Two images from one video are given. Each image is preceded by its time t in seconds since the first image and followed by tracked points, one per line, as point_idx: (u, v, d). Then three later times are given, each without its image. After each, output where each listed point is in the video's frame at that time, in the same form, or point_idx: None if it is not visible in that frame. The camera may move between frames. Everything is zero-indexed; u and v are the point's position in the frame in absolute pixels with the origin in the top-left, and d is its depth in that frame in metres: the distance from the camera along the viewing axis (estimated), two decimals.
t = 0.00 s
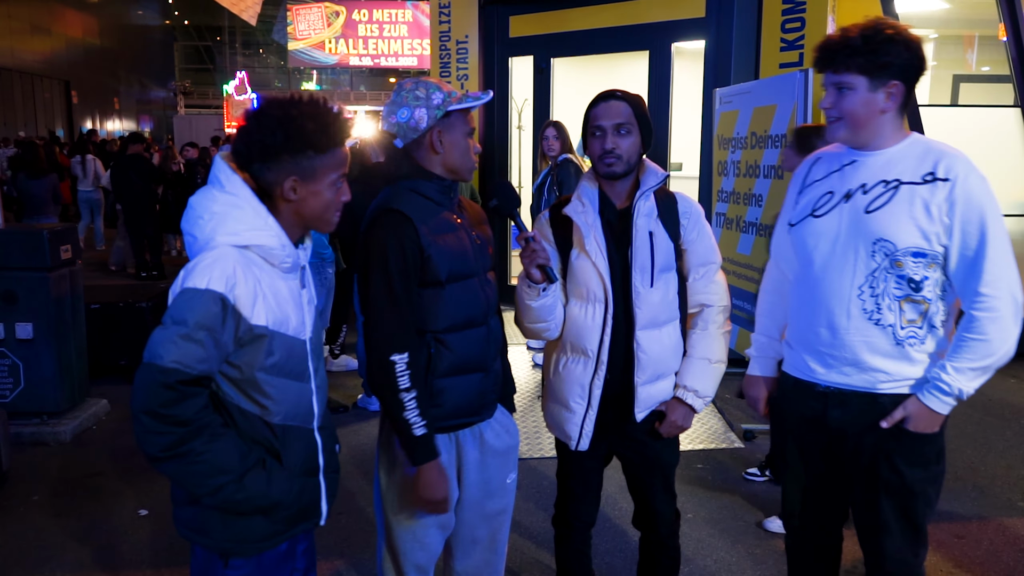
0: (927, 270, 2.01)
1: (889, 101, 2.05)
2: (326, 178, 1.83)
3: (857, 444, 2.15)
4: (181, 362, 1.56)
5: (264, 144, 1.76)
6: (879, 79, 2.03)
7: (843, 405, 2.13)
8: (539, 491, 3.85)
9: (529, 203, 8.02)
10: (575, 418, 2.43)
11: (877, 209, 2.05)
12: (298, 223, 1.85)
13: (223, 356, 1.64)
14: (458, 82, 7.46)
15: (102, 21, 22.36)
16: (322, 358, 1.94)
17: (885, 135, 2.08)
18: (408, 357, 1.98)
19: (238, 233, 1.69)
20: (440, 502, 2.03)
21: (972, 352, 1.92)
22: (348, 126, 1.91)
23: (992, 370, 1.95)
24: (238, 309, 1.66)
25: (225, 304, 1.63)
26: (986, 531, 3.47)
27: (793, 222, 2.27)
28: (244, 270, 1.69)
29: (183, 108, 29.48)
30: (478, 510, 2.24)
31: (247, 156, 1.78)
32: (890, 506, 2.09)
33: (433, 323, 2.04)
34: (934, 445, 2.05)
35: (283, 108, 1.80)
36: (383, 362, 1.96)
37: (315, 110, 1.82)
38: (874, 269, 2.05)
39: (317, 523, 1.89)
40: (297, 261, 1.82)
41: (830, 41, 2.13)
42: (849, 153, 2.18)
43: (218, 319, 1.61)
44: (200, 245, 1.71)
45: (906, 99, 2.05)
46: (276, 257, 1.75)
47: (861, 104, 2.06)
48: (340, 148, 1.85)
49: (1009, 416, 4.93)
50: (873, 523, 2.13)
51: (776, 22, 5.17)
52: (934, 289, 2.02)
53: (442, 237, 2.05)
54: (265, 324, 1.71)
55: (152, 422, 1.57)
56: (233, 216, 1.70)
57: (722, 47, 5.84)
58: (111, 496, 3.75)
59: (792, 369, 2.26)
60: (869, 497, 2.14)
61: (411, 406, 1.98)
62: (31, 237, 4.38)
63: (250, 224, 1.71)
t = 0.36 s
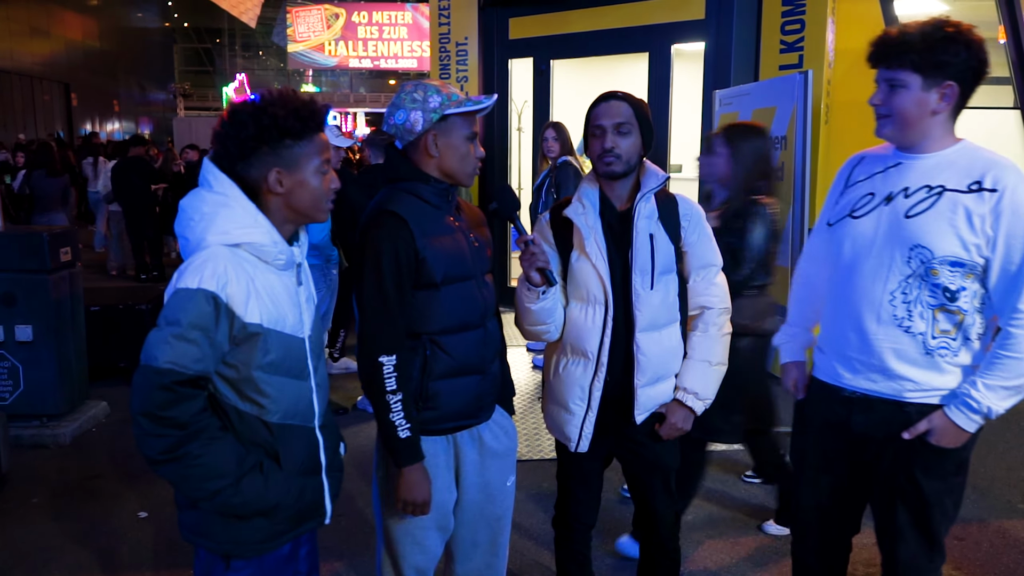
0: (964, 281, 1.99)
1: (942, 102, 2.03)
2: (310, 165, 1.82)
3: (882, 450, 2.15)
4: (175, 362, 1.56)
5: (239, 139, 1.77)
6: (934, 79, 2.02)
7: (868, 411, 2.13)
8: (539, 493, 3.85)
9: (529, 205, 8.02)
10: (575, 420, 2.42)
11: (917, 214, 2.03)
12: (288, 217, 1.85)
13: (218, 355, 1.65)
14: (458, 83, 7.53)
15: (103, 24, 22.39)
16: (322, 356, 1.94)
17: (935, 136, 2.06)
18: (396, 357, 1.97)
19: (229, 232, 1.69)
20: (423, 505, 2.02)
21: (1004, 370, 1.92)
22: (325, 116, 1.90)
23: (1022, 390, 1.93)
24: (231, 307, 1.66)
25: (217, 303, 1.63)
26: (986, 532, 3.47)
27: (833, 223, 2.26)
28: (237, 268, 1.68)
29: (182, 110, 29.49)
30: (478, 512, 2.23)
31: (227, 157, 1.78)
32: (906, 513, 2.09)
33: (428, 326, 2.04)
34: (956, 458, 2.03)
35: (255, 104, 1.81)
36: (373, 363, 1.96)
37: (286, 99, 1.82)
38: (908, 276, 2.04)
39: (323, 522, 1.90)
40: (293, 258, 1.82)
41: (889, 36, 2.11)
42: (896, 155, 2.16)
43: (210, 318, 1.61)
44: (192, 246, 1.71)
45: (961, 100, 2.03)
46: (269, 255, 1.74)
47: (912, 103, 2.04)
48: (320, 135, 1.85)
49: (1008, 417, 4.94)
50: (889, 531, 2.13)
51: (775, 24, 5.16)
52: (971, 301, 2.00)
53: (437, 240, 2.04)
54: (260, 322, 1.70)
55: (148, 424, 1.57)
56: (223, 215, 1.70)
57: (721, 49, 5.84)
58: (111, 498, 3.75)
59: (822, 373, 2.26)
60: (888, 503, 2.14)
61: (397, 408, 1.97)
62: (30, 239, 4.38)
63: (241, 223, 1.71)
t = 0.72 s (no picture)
0: (988, 287, 2.00)
1: (972, 103, 2.03)
2: (301, 166, 1.82)
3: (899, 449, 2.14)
4: (174, 360, 1.57)
5: (232, 139, 1.76)
6: (965, 78, 2.02)
7: (888, 411, 2.13)
8: (539, 492, 3.85)
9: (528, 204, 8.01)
10: (574, 419, 2.43)
11: (941, 219, 2.03)
12: (281, 216, 1.85)
13: (217, 353, 1.65)
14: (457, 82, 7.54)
15: (102, 23, 22.38)
16: (321, 352, 1.94)
17: (965, 136, 2.06)
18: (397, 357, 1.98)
19: (224, 229, 1.69)
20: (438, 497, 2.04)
21: None
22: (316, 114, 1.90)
23: None
24: (229, 304, 1.66)
25: (214, 300, 1.63)
26: (986, 532, 3.46)
27: (854, 223, 2.25)
28: (234, 265, 1.68)
29: (181, 108, 29.45)
30: (475, 513, 2.23)
31: (218, 157, 1.78)
32: (922, 512, 2.09)
33: (424, 325, 2.05)
34: (976, 459, 2.03)
35: (245, 104, 1.80)
36: (373, 362, 1.97)
37: (277, 100, 1.81)
38: (932, 281, 2.04)
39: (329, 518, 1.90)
40: (289, 254, 1.82)
41: (920, 33, 2.11)
42: (920, 155, 2.16)
43: (209, 315, 1.62)
44: (188, 245, 1.71)
45: (991, 100, 2.03)
46: (266, 251, 1.75)
47: (942, 102, 2.04)
48: (311, 136, 1.85)
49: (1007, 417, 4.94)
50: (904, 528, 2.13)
51: (774, 22, 5.16)
52: (994, 307, 2.01)
53: (433, 240, 2.05)
54: (258, 318, 1.71)
55: (149, 423, 1.57)
56: (218, 213, 1.70)
57: (721, 48, 5.82)
58: (111, 497, 3.74)
59: (844, 372, 2.25)
60: (904, 501, 2.14)
61: (401, 405, 1.98)
62: (30, 237, 4.37)
63: (236, 220, 1.71)
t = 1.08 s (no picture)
0: (915, 267, 2.16)
1: (887, 105, 2.25)
2: (255, 173, 1.80)
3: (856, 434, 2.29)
4: (149, 365, 1.57)
5: (198, 144, 1.83)
6: (879, 83, 2.23)
7: (844, 398, 2.28)
8: (543, 496, 3.84)
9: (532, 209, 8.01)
10: (578, 423, 2.42)
11: (865, 211, 2.23)
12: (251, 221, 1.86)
13: (195, 357, 1.66)
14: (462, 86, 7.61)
15: (108, 27, 22.46)
16: (320, 355, 1.95)
17: (879, 138, 2.28)
18: (386, 322, 1.93)
19: (200, 233, 1.69)
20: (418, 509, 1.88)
21: (957, 346, 2.06)
22: (301, 124, 1.93)
23: (981, 363, 2.07)
24: (204, 308, 1.67)
25: (188, 304, 1.64)
26: (992, 538, 3.45)
27: (792, 226, 2.47)
28: (209, 269, 1.69)
29: (187, 113, 29.53)
30: (481, 516, 2.23)
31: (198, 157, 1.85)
32: (887, 495, 2.20)
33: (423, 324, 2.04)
34: (926, 434, 2.15)
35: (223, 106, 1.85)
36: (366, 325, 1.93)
37: (248, 105, 1.83)
38: (864, 268, 2.23)
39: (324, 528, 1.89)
40: (275, 256, 1.81)
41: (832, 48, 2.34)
42: (842, 159, 2.38)
43: (183, 320, 1.62)
44: (172, 250, 1.74)
45: (900, 105, 2.26)
46: (244, 254, 1.74)
47: (860, 106, 2.26)
48: (277, 142, 1.83)
49: (1014, 423, 4.92)
50: (873, 513, 2.23)
51: (780, 28, 5.21)
52: (923, 285, 2.18)
53: (435, 237, 2.04)
54: (236, 322, 1.70)
55: (129, 428, 1.57)
56: (194, 218, 1.71)
57: (726, 53, 5.80)
58: (115, 501, 3.74)
59: (800, 364, 2.42)
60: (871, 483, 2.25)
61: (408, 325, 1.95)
62: (35, 241, 4.38)
63: (210, 223, 1.71)
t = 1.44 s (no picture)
0: (903, 266, 2.18)
1: (872, 106, 2.27)
2: (286, 175, 1.82)
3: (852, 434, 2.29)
4: (162, 368, 1.58)
5: (212, 146, 1.79)
6: (864, 85, 2.25)
7: (838, 397, 2.29)
8: (540, 496, 3.84)
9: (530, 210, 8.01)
10: (575, 424, 2.42)
11: (852, 212, 2.25)
12: (266, 222, 1.87)
13: (205, 358, 1.66)
14: (460, 87, 7.75)
15: (106, 27, 22.45)
16: (317, 354, 1.95)
17: (865, 140, 2.30)
18: (411, 325, 1.99)
19: (207, 235, 1.70)
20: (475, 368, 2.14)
21: (946, 345, 2.07)
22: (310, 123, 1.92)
23: (971, 362, 2.08)
24: (215, 310, 1.67)
25: (199, 306, 1.64)
26: (989, 538, 3.45)
27: (781, 228, 2.49)
28: (219, 271, 1.69)
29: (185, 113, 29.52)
30: (476, 514, 2.23)
31: (200, 163, 1.82)
32: (880, 494, 2.20)
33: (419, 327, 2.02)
34: (918, 433, 2.15)
35: (227, 109, 1.82)
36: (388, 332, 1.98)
37: (259, 108, 1.83)
38: (853, 268, 2.24)
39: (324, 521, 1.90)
40: (278, 257, 1.82)
41: (816, 50, 2.36)
42: (831, 160, 2.40)
43: (194, 322, 1.62)
44: (175, 252, 1.73)
45: (886, 106, 2.28)
46: (252, 255, 1.75)
47: (846, 108, 2.27)
48: (298, 144, 1.85)
49: (1012, 423, 4.92)
50: (867, 511, 2.24)
51: (778, 29, 5.22)
52: (912, 284, 2.19)
53: (431, 240, 2.04)
54: (246, 322, 1.71)
55: (140, 432, 1.59)
56: (201, 220, 1.71)
57: (724, 53, 5.80)
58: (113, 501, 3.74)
59: (794, 365, 2.43)
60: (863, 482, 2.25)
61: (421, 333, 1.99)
62: (33, 241, 4.39)
63: (218, 225, 1.72)
